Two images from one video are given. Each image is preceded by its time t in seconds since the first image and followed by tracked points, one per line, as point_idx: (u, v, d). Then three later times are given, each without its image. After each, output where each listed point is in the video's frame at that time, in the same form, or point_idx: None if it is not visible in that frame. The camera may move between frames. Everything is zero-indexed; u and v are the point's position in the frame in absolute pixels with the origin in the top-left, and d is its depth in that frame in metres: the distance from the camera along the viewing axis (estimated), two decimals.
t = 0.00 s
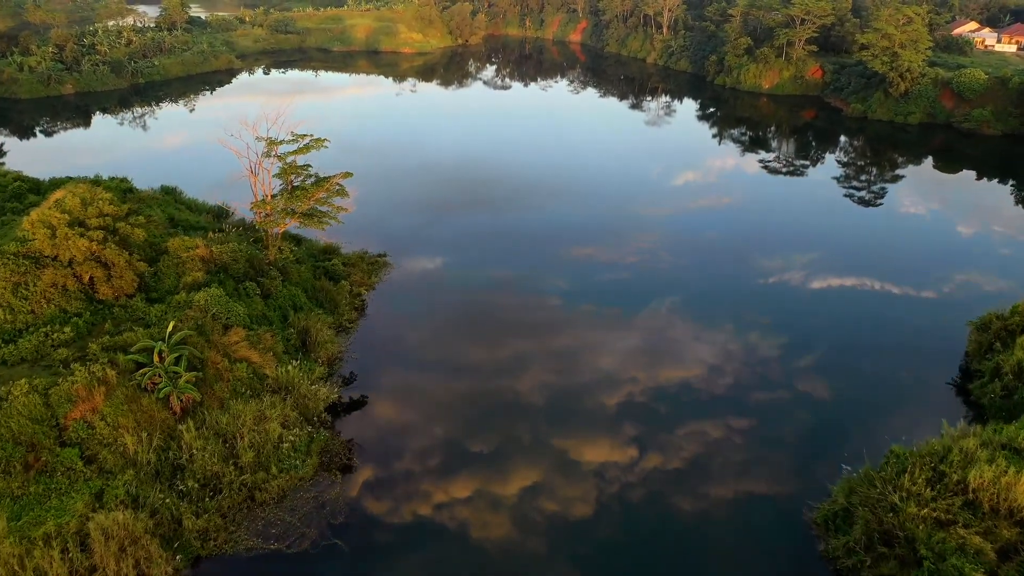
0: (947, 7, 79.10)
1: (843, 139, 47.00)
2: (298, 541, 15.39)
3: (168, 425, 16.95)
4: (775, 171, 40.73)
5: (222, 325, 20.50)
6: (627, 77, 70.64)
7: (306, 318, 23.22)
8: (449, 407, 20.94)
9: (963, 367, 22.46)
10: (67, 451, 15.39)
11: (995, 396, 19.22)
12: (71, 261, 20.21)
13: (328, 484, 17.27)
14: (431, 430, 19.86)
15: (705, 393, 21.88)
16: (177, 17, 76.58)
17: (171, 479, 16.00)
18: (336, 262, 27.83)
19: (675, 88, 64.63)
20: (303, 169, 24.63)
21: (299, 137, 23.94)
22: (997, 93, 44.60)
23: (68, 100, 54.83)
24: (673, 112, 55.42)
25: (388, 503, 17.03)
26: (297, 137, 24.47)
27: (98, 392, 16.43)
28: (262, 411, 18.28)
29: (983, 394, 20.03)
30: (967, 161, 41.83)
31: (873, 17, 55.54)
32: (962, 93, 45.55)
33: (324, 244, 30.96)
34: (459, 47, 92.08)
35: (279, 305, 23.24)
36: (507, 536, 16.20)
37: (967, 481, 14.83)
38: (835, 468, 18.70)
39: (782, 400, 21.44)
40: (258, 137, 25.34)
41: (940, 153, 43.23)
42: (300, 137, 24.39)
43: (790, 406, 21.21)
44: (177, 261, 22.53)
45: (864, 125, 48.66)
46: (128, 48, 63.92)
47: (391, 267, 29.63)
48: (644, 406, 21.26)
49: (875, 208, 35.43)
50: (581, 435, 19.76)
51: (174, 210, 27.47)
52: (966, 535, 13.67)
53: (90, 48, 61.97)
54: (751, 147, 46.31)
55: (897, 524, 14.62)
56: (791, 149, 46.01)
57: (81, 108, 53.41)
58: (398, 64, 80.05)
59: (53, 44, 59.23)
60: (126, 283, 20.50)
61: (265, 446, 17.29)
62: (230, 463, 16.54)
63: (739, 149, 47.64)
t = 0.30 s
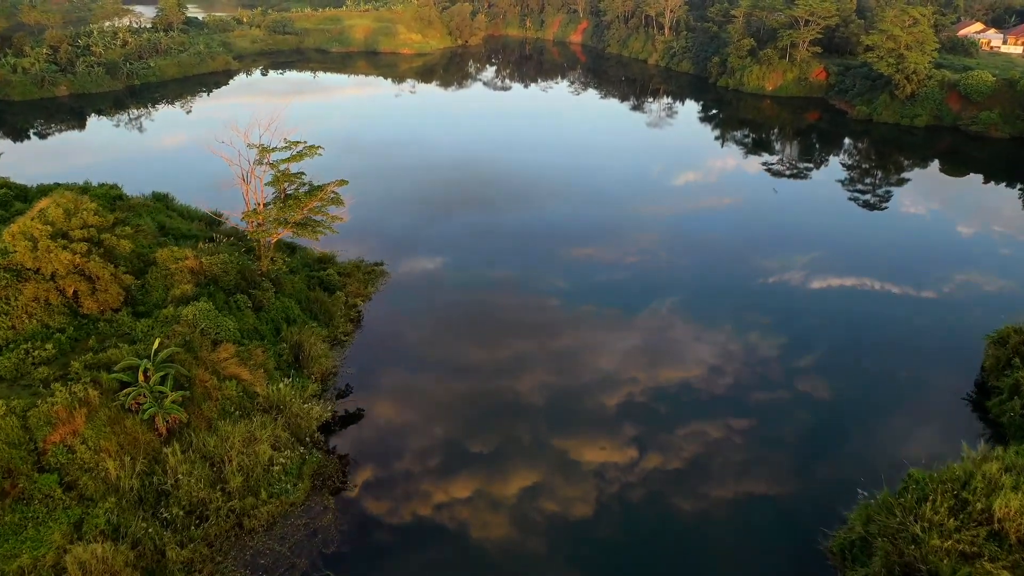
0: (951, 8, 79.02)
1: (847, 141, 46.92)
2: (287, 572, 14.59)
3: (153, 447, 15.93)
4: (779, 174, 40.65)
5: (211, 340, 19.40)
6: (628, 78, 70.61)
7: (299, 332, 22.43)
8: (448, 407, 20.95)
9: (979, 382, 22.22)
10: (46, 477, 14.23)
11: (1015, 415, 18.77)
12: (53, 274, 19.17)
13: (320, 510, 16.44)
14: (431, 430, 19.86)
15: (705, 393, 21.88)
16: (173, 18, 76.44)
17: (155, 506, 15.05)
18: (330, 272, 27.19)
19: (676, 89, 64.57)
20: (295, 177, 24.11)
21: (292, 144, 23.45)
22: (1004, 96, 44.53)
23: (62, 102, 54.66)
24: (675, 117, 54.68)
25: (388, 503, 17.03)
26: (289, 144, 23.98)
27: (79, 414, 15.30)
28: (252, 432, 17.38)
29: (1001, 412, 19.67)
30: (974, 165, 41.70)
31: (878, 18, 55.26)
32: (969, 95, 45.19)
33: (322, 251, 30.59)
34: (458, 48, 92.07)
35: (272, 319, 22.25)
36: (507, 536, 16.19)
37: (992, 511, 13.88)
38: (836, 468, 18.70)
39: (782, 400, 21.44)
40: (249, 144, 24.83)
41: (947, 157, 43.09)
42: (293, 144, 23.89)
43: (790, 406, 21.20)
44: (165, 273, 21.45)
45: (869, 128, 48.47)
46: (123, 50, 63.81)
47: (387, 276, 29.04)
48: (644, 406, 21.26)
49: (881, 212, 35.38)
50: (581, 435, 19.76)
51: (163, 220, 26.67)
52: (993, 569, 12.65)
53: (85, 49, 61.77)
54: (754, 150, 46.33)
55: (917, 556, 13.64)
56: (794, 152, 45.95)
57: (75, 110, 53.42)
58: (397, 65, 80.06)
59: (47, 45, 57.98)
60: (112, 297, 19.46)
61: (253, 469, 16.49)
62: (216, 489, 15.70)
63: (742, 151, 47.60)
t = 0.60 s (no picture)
0: (956, 9, 79.03)
1: (851, 144, 47.03)
2: None
3: (136, 472, 15.36)
4: (782, 177, 40.60)
5: (199, 357, 18.88)
6: (629, 79, 70.58)
7: (292, 347, 21.72)
8: (448, 407, 20.93)
9: (997, 399, 21.76)
10: (21, 506, 13.63)
11: None
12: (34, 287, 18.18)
13: (312, 539, 15.56)
14: (431, 430, 19.88)
15: (705, 393, 21.88)
16: (170, 19, 76.29)
17: (137, 536, 14.49)
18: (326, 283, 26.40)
19: (678, 91, 64.52)
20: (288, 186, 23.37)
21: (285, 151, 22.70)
22: (1012, 98, 44.51)
23: (56, 105, 54.45)
24: (678, 116, 55.66)
25: (388, 503, 17.01)
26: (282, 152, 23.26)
27: (59, 437, 14.78)
28: (241, 454, 16.69)
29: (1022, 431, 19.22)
30: (982, 168, 41.54)
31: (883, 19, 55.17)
32: (976, 98, 45.21)
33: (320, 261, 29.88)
34: (458, 49, 92.09)
35: (264, 333, 21.62)
36: (507, 536, 16.20)
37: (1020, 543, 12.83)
38: (836, 468, 18.70)
39: (783, 401, 21.41)
40: (241, 153, 24.08)
41: (953, 160, 42.96)
42: (286, 152, 23.16)
43: (791, 407, 21.18)
44: (153, 285, 20.67)
45: (874, 131, 48.36)
46: (118, 51, 63.58)
47: (384, 286, 28.40)
48: (644, 406, 21.23)
49: (886, 215, 35.35)
50: (581, 435, 19.74)
51: (151, 229, 25.39)
52: None
53: (80, 51, 61.69)
54: (757, 152, 46.35)
55: None
56: (796, 155, 45.90)
57: (69, 113, 53.26)
58: (396, 66, 79.96)
59: (41, 46, 58.21)
60: (97, 312, 18.62)
61: (242, 495, 15.74)
62: (202, 517, 15.01)
63: (744, 154, 47.62)
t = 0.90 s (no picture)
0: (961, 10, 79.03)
1: (855, 146, 47.05)
2: None
3: (118, 500, 14.38)
4: (786, 180, 40.56)
5: (186, 376, 17.90)
6: (631, 80, 70.52)
7: (284, 362, 20.74)
8: (448, 407, 20.93)
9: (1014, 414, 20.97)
10: None
11: None
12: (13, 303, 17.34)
13: (302, 570, 14.68)
14: (431, 430, 19.87)
15: (705, 393, 21.87)
16: (166, 19, 76.20)
17: (119, 568, 13.48)
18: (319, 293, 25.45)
19: (680, 93, 64.48)
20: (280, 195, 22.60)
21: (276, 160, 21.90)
22: (1020, 100, 44.11)
23: (50, 107, 54.34)
24: (680, 117, 55.48)
25: (388, 503, 17.01)
26: (272, 159, 22.39)
27: (36, 464, 13.90)
28: (229, 480, 15.73)
29: None
30: (989, 171, 41.33)
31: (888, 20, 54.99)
32: (983, 100, 45.00)
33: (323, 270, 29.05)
34: (457, 50, 92.18)
35: (255, 348, 20.63)
36: (507, 537, 16.17)
37: None
38: (836, 468, 18.69)
39: (782, 401, 21.41)
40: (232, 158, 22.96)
41: (960, 163, 42.78)
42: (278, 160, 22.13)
43: (791, 407, 21.17)
44: (139, 299, 19.79)
45: (880, 133, 48.19)
46: (114, 53, 63.43)
47: (381, 296, 27.38)
48: (644, 406, 21.21)
49: (891, 219, 35.33)
50: (580, 435, 19.74)
51: (140, 237, 25.09)
52: None
53: (74, 52, 61.50)
54: (761, 155, 46.37)
55: None
56: (800, 158, 45.85)
57: (63, 116, 53.18)
58: (395, 67, 79.89)
59: (35, 48, 58.23)
60: (79, 328, 17.90)
61: (229, 523, 14.76)
62: (187, 548, 13.97)
63: (747, 156, 47.63)
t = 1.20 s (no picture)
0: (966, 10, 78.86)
1: (859, 149, 47.04)
2: None
3: (98, 530, 13.39)
4: (789, 183, 40.53)
5: (172, 396, 16.99)
6: (632, 82, 70.48)
7: (276, 378, 19.79)
8: (448, 408, 20.93)
9: None
10: None
11: None
12: None
13: None
14: (431, 431, 19.87)
15: (705, 393, 21.88)
16: (161, 20, 76.06)
17: None
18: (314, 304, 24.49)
19: (682, 94, 64.45)
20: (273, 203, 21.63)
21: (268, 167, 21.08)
22: None
23: (43, 110, 54.18)
24: (682, 119, 55.47)
25: (388, 504, 17.02)
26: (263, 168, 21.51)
27: (10, 494, 13.05)
28: (216, 507, 14.79)
29: None
30: (996, 175, 41.15)
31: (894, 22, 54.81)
32: (991, 103, 44.72)
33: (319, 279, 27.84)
34: (456, 51, 92.21)
35: (246, 365, 19.73)
36: (507, 537, 16.18)
37: None
38: (836, 468, 18.70)
39: (782, 401, 21.42)
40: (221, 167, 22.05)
41: (968, 167, 42.62)
42: (270, 168, 21.28)
43: (791, 407, 21.16)
44: (125, 314, 18.89)
45: (885, 136, 47.98)
46: (109, 54, 63.17)
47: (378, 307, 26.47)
48: (644, 407, 21.20)
49: (896, 223, 35.30)
50: (580, 436, 19.76)
51: (128, 247, 24.31)
52: None
53: (69, 53, 60.60)
54: (763, 157, 46.37)
55: None
56: (803, 160, 45.76)
57: (58, 118, 53.08)
58: (394, 68, 79.86)
59: (29, 49, 57.68)
60: (60, 345, 16.92)
61: (216, 554, 13.79)
62: None
63: (750, 158, 47.63)
